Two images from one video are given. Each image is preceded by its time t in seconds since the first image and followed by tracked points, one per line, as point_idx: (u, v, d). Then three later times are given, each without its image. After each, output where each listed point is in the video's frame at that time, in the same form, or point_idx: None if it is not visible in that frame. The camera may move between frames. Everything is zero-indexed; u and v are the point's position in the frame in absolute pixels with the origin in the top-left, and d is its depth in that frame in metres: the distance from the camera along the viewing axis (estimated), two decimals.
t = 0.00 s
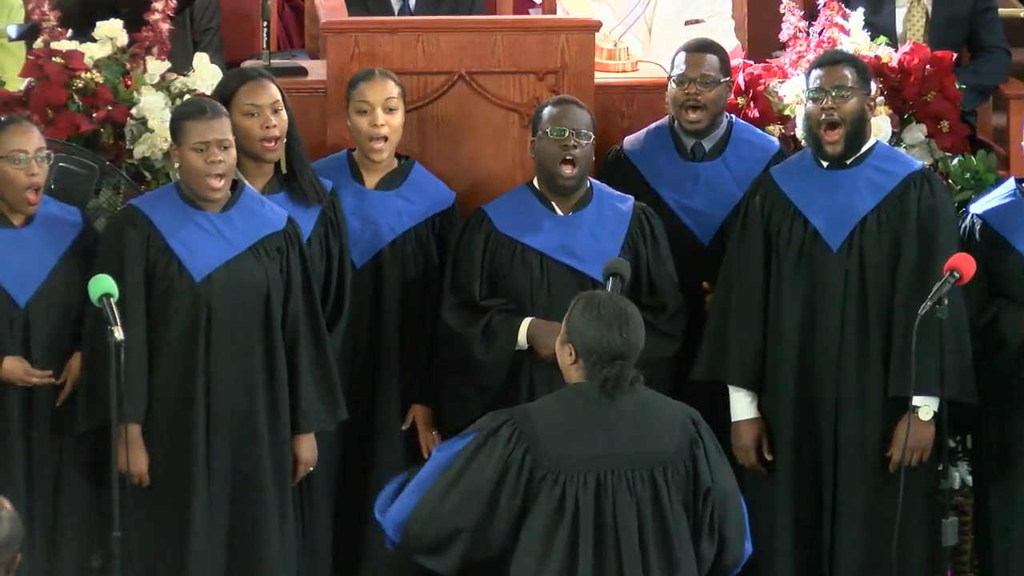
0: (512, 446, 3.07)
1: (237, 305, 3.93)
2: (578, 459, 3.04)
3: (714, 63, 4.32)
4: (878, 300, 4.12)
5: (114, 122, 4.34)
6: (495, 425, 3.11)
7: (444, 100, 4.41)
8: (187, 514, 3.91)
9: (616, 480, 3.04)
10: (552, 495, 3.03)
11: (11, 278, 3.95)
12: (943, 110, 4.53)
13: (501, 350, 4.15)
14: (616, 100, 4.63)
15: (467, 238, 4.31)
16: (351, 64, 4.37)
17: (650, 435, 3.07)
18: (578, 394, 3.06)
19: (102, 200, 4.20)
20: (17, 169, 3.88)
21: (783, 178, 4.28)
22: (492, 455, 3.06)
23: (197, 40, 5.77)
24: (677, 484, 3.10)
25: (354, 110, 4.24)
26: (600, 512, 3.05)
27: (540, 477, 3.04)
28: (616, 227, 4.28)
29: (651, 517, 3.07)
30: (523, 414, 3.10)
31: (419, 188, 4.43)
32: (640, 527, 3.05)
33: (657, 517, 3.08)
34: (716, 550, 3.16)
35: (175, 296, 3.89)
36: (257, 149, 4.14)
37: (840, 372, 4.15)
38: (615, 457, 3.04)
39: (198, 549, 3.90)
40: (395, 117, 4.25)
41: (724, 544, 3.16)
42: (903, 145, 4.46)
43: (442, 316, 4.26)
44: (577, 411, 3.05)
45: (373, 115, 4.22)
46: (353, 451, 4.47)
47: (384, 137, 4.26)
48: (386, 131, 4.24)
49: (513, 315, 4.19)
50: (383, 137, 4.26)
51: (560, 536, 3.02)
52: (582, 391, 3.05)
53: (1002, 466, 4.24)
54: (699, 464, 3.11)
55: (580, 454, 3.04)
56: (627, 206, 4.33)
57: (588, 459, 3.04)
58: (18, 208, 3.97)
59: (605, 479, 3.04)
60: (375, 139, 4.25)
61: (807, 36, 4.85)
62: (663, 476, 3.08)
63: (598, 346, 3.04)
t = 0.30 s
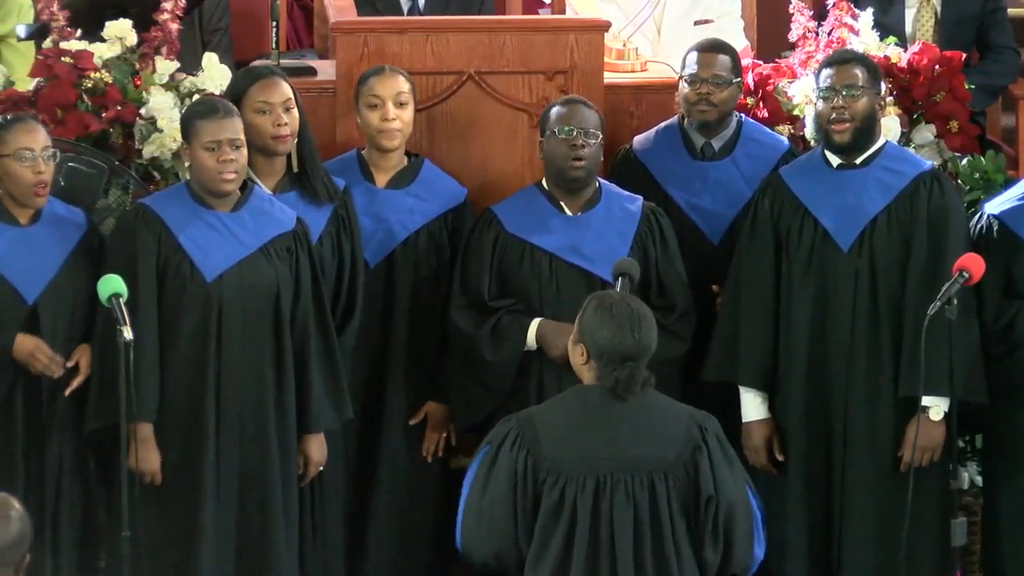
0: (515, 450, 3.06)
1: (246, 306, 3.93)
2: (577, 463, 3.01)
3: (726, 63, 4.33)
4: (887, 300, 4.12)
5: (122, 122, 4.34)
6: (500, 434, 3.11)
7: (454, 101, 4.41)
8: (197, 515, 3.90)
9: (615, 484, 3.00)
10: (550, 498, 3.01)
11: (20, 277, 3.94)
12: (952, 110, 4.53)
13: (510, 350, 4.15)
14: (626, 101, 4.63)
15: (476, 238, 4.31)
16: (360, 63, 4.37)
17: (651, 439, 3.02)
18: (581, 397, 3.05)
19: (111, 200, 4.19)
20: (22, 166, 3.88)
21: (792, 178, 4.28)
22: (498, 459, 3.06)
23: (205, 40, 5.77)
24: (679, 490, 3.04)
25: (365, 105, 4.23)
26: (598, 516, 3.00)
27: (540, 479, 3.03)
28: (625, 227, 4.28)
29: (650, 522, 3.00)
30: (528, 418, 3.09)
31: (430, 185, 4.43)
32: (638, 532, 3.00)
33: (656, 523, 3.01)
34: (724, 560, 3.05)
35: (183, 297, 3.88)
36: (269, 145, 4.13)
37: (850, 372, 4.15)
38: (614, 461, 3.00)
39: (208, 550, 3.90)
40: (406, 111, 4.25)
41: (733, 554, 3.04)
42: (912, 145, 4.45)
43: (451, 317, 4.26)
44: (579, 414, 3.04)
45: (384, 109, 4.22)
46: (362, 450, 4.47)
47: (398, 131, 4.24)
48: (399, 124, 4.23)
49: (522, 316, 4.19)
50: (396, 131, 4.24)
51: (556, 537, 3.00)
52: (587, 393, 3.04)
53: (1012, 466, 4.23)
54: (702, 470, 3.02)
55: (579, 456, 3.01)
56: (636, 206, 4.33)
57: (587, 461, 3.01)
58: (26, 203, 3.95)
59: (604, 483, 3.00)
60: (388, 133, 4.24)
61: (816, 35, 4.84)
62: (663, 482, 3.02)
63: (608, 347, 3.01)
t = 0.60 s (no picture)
0: (526, 441, 3.07)
1: (253, 306, 3.93)
2: (589, 459, 3.01)
3: (738, 64, 4.33)
4: (898, 300, 4.12)
5: (132, 122, 4.33)
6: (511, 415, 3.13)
7: (464, 101, 4.41)
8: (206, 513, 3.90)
9: (627, 482, 2.99)
10: (561, 492, 3.01)
11: (31, 275, 3.94)
12: (963, 110, 4.52)
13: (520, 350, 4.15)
14: (636, 101, 4.63)
15: (487, 238, 4.31)
16: (371, 64, 4.38)
17: (664, 437, 3.01)
18: (594, 395, 3.05)
19: (121, 200, 4.19)
20: (37, 169, 3.89)
21: (802, 179, 4.28)
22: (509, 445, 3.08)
23: (215, 40, 5.77)
24: (693, 488, 3.02)
25: (377, 103, 4.23)
26: (610, 513, 2.99)
27: (551, 474, 3.03)
28: (635, 226, 4.28)
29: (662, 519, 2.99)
30: (542, 411, 3.10)
31: (443, 186, 4.43)
32: (651, 529, 2.99)
33: (668, 520, 3.00)
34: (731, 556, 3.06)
35: (193, 298, 3.88)
36: (276, 147, 4.13)
37: (861, 372, 4.15)
38: (626, 459, 2.99)
39: (216, 548, 3.89)
40: (418, 109, 4.25)
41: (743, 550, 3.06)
42: (921, 145, 4.45)
43: (461, 316, 4.26)
44: (592, 410, 3.04)
45: (396, 106, 4.22)
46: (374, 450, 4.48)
47: (408, 129, 4.25)
48: (410, 122, 4.23)
49: (532, 315, 4.19)
50: (406, 128, 4.24)
51: (565, 533, 3.00)
52: (600, 390, 3.03)
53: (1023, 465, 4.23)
54: (715, 469, 3.02)
55: (592, 453, 3.01)
56: (646, 206, 4.33)
57: (598, 458, 3.00)
58: (35, 206, 3.95)
59: (616, 480, 2.99)
60: (400, 130, 4.24)
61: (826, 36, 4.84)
62: (676, 479, 3.00)
63: (620, 346, 2.99)
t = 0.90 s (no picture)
0: (548, 452, 2.99)
1: (256, 304, 3.92)
2: (610, 461, 2.97)
3: (744, 63, 4.32)
4: (909, 299, 4.12)
5: (143, 122, 4.34)
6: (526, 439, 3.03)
7: (474, 101, 4.42)
8: (215, 511, 3.90)
9: (648, 483, 2.97)
10: (585, 497, 2.96)
11: (42, 275, 3.94)
12: (973, 111, 4.51)
13: (531, 349, 4.15)
14: (647, 101, 4.63)
15: (497, 237, 4.31)
16: (381, 63, 4.37)
17: (683, 436, 2.99)
18: (609, 396, 3.00)
19: (131, 200, 4.21)
20: (50, 170, 3.89)
21: (814, 178, 4.28)
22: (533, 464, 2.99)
23: (226, 40, 5.78)
24: (710, 486, 3.02)
25: (396, 107, 4.23)
26: (631, 514, 2.97)
27: (574, 478, 2.97)
28: (645, 226, 4.29)
29: (683, 518, 2.98)
30: (557, 415, 3.04)
31: (457, 187, 4.43)
32: (671, 530, 2.98)
33: (688, 519, 2.99)
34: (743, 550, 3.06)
35: (203, 297, 3.88)
36: (290, 154, 4.15)
37: (871, 371, 4.16)
38: (647, 459, 2.97)
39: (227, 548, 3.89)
40: (437, 117, 4.25)
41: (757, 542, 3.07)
42: (932, 145, 4.46)
43: (472, 316, 4.27)
44: (609, 411, 2.99)
45: (415, 113, 4.22)
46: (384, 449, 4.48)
47: (427, 136, 4.26)
48: (428, 130, 4.25)
49: (542, 315, 4.19)
50: (425, 136, 4.26)
51: (590, 540, 2.96)
52: (610, 392, 3.00)
53: None
54: (731, 464, 3.01)
55: (614, 456, 2.97)
56: (657, 206, 4.33)
57: (620, 459, 2.96)
58: (48, 203, 3.95)
59: (637, 481, 2.97)
60: (417, 137, 4.25)
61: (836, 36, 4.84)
62: (695, 479, 2.99)
63: (623, 348, 2.99)
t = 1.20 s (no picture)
0: (571, 462, 2.93)
1: (264, 304, 3.91)
2: (632, 468, 2.93)
3: (755, 65, 4.33)
4: (919, 299, 4.12)
5: (152, 121, 4.34)
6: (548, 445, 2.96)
7: (483, 101, 4.43)
8: (225, 511, 3.90)
9: (668, 489, 2.94)
10: (607, 506, 2.92)
11: (51, 275, 3.94)
12: (982, 111, 4.53)
13: (540, 349, 4.15)
14: (656, 101, 4.63)
15: (507, 237, 4.31)
16: (390, 63, 4.37)
17: (701, 441, 2.97)
18: (625, 402, 2.97)
19: (140, 200, 4.20)
20: (62, 168, 3.90)
21: (824, 178, 4.28)
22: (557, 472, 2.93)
23: (235, 40, 5.78)
24: (727, 490, 2.99)
25: (421, 109, 4.26)
26: (653, 520, 2.94)
27: (595, 486, 2.93)
28: (655, 226, 4.28)
29: (703, 524, 2.96)
30: (574, 423, 2.98)
31: (483, 181, 4.45)
32: (692, 535, 2.95)
33: (709, 525, 2.97)
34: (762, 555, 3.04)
35: (214, 297, 3.88)
36: (304, 150, 4.18)
37: (880, 371, 4.16)
38: (668, 466, 2.93)
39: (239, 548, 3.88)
40: (461, 119, 4.27)
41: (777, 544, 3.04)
42: (942, 146, 4.47)
43: (481, 316, 4.27)
44: (625, 419, 2.96)
45: (438, 115, 4.24)
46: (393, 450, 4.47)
47: (446, 138, 4.28)
48: (449, 132, 4.26)
49: (551, 315, 4.19)
50: (445, 138, 4.28)
51: (614, 548, 2.92)
52: (615, 396, 2.99)
53: None
54: (750, 468, 2.98)
55: (636, 463, 2.93)
56: (667, 206, 4.33)
57: (641, 466, 2.93)
58: (61, 206, 3.96)
59: (658, 488, 2.93)
60: (439, 139, 4.28)
61: (845, 36, 4.84)
62: (714, 484, 2.97)
63: (621, 351, 2.96)
